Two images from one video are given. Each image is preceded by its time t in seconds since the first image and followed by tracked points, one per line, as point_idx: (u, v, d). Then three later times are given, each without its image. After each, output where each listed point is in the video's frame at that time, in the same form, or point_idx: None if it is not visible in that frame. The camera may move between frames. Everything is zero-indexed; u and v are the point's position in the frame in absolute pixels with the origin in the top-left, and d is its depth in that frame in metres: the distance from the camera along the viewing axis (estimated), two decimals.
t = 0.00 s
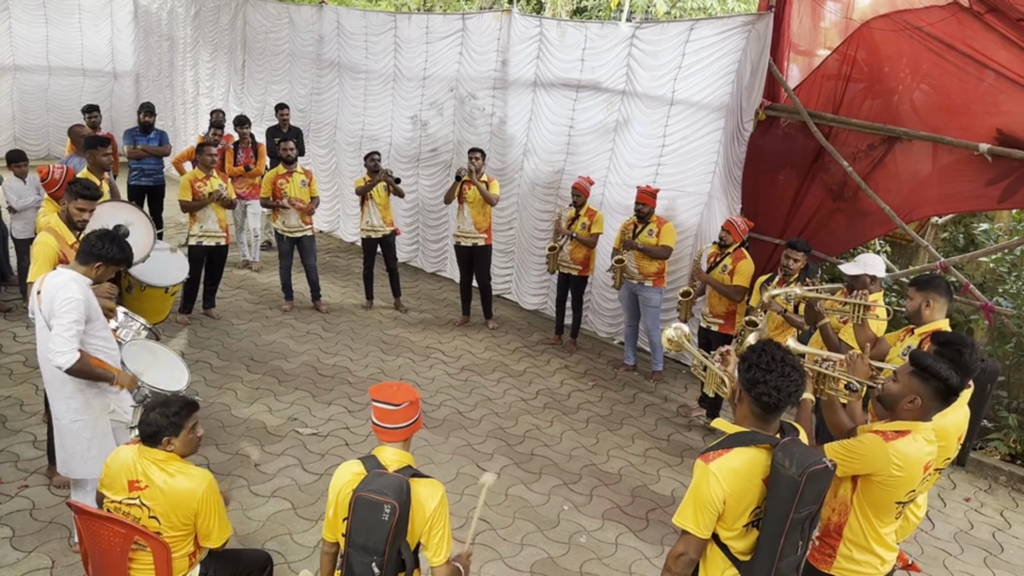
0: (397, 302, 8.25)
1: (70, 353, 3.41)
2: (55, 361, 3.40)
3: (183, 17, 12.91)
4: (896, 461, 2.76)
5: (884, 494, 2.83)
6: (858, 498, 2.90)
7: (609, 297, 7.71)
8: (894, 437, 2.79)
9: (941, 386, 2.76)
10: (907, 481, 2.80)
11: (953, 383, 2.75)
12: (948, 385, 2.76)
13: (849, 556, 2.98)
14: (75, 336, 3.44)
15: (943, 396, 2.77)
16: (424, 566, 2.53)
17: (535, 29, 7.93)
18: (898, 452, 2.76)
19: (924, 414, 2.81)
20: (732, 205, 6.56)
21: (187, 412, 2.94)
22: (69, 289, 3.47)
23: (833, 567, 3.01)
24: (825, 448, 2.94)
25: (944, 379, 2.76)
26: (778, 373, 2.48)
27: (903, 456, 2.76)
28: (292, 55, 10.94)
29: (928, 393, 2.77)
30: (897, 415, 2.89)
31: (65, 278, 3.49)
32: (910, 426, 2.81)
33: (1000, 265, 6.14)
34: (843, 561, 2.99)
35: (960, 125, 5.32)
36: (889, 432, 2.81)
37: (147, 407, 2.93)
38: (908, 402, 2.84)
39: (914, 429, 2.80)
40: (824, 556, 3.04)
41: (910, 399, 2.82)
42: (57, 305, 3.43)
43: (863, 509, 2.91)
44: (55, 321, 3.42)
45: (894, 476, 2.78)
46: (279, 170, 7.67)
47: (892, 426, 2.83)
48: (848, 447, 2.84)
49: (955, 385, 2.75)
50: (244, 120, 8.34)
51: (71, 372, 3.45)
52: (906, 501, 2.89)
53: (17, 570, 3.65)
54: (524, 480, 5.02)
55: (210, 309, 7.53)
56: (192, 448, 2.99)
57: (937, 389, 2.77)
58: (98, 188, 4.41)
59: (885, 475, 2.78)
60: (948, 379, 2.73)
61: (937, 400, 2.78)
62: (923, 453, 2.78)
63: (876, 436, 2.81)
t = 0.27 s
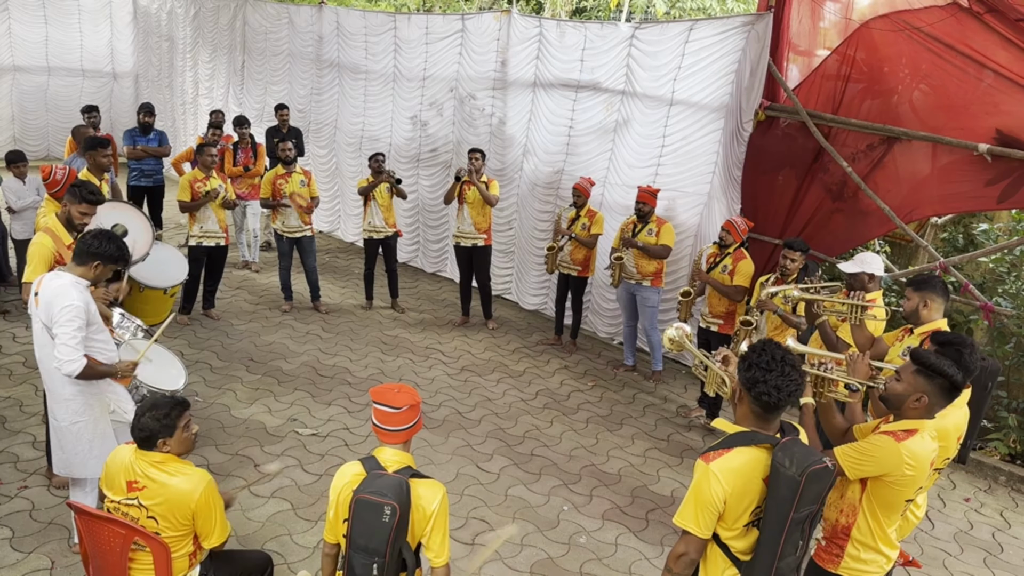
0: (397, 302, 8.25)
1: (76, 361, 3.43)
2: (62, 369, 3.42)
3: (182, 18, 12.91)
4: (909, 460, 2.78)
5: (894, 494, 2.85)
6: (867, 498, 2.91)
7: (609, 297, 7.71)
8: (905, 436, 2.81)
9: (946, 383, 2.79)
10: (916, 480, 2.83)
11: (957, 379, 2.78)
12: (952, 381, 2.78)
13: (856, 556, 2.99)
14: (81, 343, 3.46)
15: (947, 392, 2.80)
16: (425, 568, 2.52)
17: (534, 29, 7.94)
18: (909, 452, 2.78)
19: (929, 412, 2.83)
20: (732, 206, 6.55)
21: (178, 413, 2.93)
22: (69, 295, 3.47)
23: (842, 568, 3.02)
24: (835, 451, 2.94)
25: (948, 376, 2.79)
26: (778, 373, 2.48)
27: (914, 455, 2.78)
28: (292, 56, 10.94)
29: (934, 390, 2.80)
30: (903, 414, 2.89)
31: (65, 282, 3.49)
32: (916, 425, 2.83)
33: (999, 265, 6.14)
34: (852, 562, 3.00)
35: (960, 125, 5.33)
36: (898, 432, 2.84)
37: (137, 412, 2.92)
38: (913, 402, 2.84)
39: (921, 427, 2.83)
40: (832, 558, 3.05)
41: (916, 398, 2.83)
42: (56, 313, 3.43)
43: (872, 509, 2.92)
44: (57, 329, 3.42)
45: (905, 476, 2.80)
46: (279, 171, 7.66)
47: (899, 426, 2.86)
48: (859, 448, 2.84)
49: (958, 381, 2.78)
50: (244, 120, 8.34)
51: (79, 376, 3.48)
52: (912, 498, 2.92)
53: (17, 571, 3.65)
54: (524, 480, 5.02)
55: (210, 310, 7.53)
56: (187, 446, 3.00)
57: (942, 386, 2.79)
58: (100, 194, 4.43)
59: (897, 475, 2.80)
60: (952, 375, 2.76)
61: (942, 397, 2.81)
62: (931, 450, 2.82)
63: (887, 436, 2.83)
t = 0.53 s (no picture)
0: (396, 303, 8.24)
1: (77, 360, 3.44)
2: (64, 369, 3.43)
3: (182, 18, 12.91)
4: (918, 460, 2.79)
5: (902, 493, 2.87)
6: (875, 498, 2.92)
7: (608, 297, 7.71)
8: (913, 436, 2.82)
9: (949, 379, 2.82)
10: (923, 478, 2.85)
11: (959, 375, 2.81)
12: (954, 378, 2.82)
13: (863, 556, 2.99)
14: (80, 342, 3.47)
15: (950, 388, 2.83)
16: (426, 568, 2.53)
17: (534, 30, 7.94)
18: (919, 451, 2.79)
19: (932, 409, 2.86)
20: (732, 206, 6.55)
21: (189, 412, 2.93)
22: (68, 295, 3.47)
23: (849, 569, 3.02)
24: (843, 454, 2.93)
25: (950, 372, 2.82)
26: (777, 373, 2.48)
27: (923, 454, 2.80)
28: (292, 56, 10.93)
29: (937, 387, 2.83)
30: (905, 412, 2.92)
31: (65, 282, 3.50)
32: (920, 424, 2.84)
33: (999, 265, 6.14)
34: (859, 563, 3.00)
35: (959, 125, 5.33)
36: (905, 432, 2.84)
37: (148, 409, 2.91)
38: (917, 399, 2.86)
39: (926, 425, 2.84)
40: (840, 559, 3.04)
41: (920, 396, 2.85)
42: (56, 313, 3.43)
43: (879, 508, 2.93)
44: (57, 330, 3.42)
45: (915, 475, 2.82)
46: (278, 171, 7.66)
47: (904, 425, 2.86)
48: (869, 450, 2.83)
49: (959, 377, 2.81)
50: (244, 120, 8.34)
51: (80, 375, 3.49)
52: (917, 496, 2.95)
53: (16, 572, 3.65)
54: (524, 480, 5.02)
55: (210, 310, 7.53)
56: (193, 448, 2.99)
57: (945, 383, 2.82)
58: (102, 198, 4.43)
59: (907, 475, 2.81)
60: (955, 372, 2.80)
61: (945, 393, 2.84)
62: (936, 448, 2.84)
63: (895, 437, 2.83)
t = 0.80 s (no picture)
0: (396, 303, 8.24)
1: (68, 357, 3.40)
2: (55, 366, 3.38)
3: (181, 18, 12.91)
4: (923, 458, 2.80)
5: (907, 491, 2.88)
6: (880, 497, 2.92)
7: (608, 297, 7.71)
8: (917, 435, 2.82)
9: (950, 377, 2.83)
10: (927, 476, 2.86)
11: (960, 373, 2.82)
12: (955, 376, 2.83)
13: (867, 555, 3.01)
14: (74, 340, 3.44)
15: (951, 386, 2.84)
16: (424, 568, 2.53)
17: (533, 30, 7.94)
18: (924, 450, 2.80)
19: (934, 408, 2.87)
20: (731, 206, 6.55)
21: (185, 415, 2.92)
22: (68, 292, 3.47)
23: (853, 568, 3.03)
24: (848, 455, 2.93)
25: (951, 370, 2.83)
26: (778, 374, 2.48)
27: (928, 452, 2.81)
28: (291, 56, 10.93)
29: (939, 385, 2.83)
30: (907, 412, 2.92)
31: (65, 279, 3.50)
32: (923, 422, 2.85)
33: (999, 264, 6.14)
34: (863, 562, 3.02)
35: (960, 125, 5.33)
36: (909, 431, 2.84)
37: (145, 413, 2.87)
38: (919, 398, 2.86)
39: (928, 424, 2.85)
40: (844, 559, 3.05)
41: (922, 395, 2.85)
42: (53, 310, 3.43)
43: (883, 508, 2.94)
44: (53, 324, 3.41)
45: (920, 473, 2.83)
46: (278, 171, 7.67)
47: (908, 424, 2.86)
48: (876, 450, 2.83)
49: (960, 374, 2.82)
50: (243, 120, 8.34)
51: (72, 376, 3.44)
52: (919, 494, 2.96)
53: (16, 572, 3.65)
54: (524, 480, 5.02)
55: (210, 310, 7.53)
56: (193, 448, 2.98)
57: (946, 381, 2.83)
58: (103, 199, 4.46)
59: (913, 473, 2.82)
60: (956, 370, 2.81)
61: (946, 391, 2.85)
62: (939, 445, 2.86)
63: (900, 436, 2.83)
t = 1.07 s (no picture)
0: (396, 303, 8.24)
1: (63, 358, 3.41)
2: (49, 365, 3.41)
3: (181, 19, 12.91)
4: (925, 457, 2.81)
5: (908, 490, 2.89)
6: (880, 496, 2.93)
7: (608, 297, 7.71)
8: (919, 435, 2.82)
9: (950, 376, 2.83)
10: (928, 474, 2.87)
11: (959, 372, 2.82)
12: (956, 375, 2.83)
13: (866, 554, 3.01)
14: (70, 341, 3.44)
15: (952, 385, 2.84)
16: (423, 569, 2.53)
17: (533, 30, 7.94)
18: (925, 449, 2.80)
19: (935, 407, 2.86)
20: (731, 206, 6.54)
21: (188, 414, 2.94)
22: (70, 293, 3.48)
23: (853, 566, 3.03)
24: (849, 454, 2.92)
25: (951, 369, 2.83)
26: (779, 375, 2.48)
27: (930, 451, 2.81)
28: (291, 56, 10.93)
29: (940, 384, 2.83)
30: (909, 411, 2.91)
31: (68, 280, 3.51)
32: (924, 422, 2.84)
33: (999, 264, 6.14)
34: (863, 560, 3.02)
35: (959, 124, 5.32)
36: (910, 430, 2.84)
37: (148, 410, 2.91)
38: (920, 398, 2.86)
39: (928, 423, 2.85)
40: (844, 558, 3.05)
41: (923, 394, 2.85)
42: (54, 310, 3.44)
43: (883, 507, 2.95)
44: (51, 324, 3.43)
45: (922, 472, 2.83)
46: (278, 171, 7.68)
47: (909, 423, 2.86)
48: (878, 450, 2.83)
49: (960, 373, 2.82)
50: (243, 121, 8.34)
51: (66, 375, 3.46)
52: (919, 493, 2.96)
53: (16, 573, 3.65)
54: (524, 480, 5.02)
55: (209, 311, 7.53)
56: (192, 449, 2.99)
57: (947, 380, 2.83)
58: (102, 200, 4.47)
59: (914, 472, 2.82)
60: (956, 369, 2.81)
61: (947, 390, 2.84)
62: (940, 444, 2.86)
63: (902, 436, 2.83)
